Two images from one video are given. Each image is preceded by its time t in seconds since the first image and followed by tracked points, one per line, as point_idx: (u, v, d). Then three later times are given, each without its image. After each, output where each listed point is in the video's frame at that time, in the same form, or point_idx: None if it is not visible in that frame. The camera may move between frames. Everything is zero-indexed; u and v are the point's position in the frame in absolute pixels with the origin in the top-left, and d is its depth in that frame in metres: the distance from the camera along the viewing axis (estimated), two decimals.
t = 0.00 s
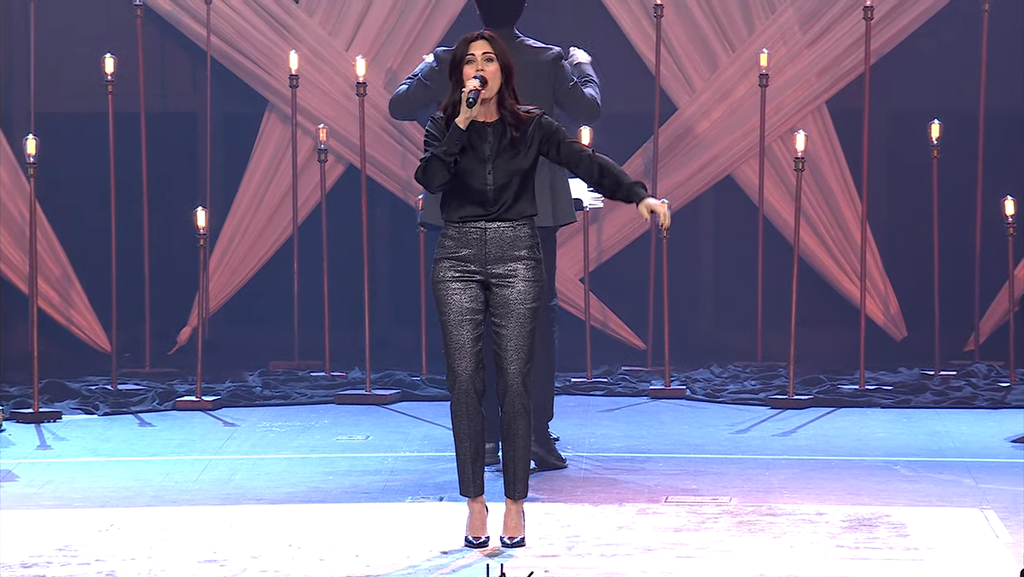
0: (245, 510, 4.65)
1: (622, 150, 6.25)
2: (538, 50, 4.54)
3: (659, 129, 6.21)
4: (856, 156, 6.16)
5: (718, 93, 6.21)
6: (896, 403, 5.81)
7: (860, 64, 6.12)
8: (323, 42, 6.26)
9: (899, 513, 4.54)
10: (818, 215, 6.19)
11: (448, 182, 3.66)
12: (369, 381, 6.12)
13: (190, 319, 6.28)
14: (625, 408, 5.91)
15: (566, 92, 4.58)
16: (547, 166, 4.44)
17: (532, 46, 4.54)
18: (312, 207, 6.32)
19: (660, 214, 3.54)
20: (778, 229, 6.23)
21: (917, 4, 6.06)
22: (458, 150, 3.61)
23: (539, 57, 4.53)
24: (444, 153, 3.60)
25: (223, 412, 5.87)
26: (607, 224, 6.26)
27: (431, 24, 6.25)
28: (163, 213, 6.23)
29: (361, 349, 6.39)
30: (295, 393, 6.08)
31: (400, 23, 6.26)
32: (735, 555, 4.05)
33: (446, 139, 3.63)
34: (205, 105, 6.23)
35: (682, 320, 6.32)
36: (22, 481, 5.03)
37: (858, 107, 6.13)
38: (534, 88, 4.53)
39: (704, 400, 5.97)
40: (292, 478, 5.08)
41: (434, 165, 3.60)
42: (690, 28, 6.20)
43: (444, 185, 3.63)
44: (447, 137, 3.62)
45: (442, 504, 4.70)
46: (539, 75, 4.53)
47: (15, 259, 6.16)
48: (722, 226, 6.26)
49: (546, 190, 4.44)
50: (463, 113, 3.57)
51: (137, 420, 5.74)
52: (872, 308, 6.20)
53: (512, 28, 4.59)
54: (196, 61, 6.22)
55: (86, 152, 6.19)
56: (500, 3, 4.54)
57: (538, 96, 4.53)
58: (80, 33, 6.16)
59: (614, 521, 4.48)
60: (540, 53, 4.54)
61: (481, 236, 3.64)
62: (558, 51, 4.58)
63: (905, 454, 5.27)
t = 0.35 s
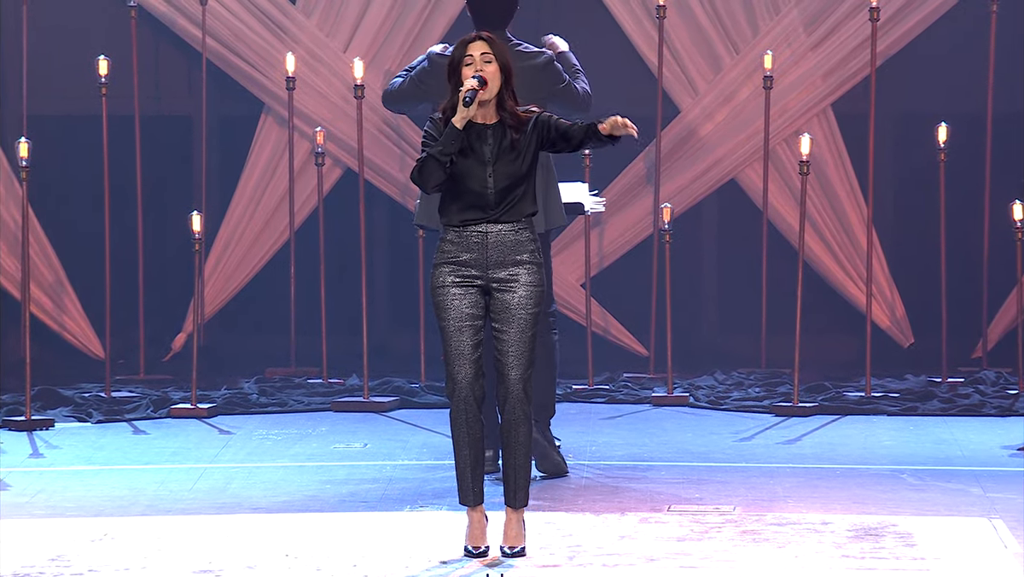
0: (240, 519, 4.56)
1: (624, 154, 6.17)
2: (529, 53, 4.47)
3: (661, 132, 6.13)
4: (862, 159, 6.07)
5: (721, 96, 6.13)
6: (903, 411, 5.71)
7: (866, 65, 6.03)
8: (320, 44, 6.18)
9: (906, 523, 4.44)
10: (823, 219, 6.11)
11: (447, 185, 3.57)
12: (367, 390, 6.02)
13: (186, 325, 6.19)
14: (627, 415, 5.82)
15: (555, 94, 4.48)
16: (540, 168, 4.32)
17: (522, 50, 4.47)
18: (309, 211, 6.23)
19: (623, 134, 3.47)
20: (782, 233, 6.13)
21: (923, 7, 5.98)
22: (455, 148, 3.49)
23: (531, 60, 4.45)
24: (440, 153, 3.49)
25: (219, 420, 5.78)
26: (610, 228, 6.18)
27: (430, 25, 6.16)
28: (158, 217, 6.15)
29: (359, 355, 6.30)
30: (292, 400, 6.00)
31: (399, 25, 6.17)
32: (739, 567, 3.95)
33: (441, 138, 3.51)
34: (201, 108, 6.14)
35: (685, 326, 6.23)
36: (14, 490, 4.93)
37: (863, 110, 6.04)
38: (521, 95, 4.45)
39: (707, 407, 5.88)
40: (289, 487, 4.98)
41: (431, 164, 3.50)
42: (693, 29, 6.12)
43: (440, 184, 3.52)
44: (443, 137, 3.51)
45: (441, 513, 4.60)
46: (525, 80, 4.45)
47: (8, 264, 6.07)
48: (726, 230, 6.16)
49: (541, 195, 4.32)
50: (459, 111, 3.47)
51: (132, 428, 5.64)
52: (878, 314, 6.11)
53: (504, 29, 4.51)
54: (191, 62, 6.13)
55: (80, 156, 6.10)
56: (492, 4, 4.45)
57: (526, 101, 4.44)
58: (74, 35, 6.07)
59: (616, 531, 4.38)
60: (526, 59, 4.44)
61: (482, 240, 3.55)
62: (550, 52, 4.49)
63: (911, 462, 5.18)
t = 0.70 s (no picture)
0: (237, 529, 4.46)
1: (627, 159, 6.08)
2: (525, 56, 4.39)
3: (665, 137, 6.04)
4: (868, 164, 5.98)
5: (726, 100, 6.03)
6: (911, 420, 5.62)
7: (873, 69, 5.95)
8: (318, 47, 6.09)
9: (913, 534, 4.35)
10: (829, 224, 6.01)
11: (447, 186, 3.49)
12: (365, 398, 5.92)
13: (182, 333, 6.11)
14: (630, 424, 5.73)
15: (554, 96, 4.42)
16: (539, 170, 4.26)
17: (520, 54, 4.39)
18: (307, 217, 6.14)
19: (604, 84, 3.42)
20: (787, 239, 6.05)
21: (930, 9, 5.89)
22: (456, 150, 3.41)
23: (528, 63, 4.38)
24: (441, 154, 3.41)
25: (215, 429, 5.69)
26: (612, 234, 6.10)
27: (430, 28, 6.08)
28: (154, 223, 6.07)
29: (358, 363, 6.21)
30: (289, 409, 5.90)
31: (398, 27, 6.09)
32: None
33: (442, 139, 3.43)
34: (197, 112, 6.06)
35: (688, 333, 6.14)
36: (7, 501, 4.84)
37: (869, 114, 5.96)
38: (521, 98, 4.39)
39: (711, 416, 5.79)
40: (286, 497, 4.89)
41: (430, 165, 3.41)
42: (696, 32, 6.03)
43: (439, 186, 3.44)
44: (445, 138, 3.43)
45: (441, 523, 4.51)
46: (524, 84, 4.38)
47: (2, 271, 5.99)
48: (731, 236, 6.08)
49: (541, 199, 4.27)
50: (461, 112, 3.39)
51: (126, 438, 5.56)
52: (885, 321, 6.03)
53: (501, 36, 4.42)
54: (187, 66, 6.05)
55: (75, 161, 6.02)
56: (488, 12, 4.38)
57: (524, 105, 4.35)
58: (68, 39, 5.99)
59: (619, 543, 4.28)
60: (522, 62, 4.38)
61: (484, 245, 3.46)
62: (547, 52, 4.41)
63: (919, 472, 5.08)
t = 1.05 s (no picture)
0: (233, 538, 4.37)
1: (629, 162, 5.99)
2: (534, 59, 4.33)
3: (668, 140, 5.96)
4: (874, 166, 5.90)
5: (729, 103, 5.96)
6: (918, 427, 5.54)
7: (879, 71, 5.87)
8: (315, 49, 6.00)
9: (921, 543, 4.25)
10: (835, 228, 5.93)
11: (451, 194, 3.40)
12: (363, 404, 5.85)
13: (177, 339, 6.02)
14: (632, 431, 5.65)
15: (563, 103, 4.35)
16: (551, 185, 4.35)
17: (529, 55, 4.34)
18: (304, 221, 6.06)
19: (574, 64, 3.31)
20: (792, 243, 5.98)
21: (937, 9, 5.81)
22: (457, 158, 3.33)
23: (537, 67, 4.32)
24: (442, 163, 3.32)
25: (211, 436, 5.61)
26: (614, 239, 6.02)
27: (429, 29, 5.99)
28: (149, 227, 5.99)
29: (355, 370, 6.13)
30: (286, 415, 5.82)
31: (397, 28, 6.01)
32: None
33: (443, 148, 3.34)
34: (193, 114, 5.98)
35: (692, 339, 6.06)
36: None
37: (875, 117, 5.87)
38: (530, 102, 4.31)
39: (715, 422, 5.71)
40: (283, 505, 4.79)
41: (431, 174, 3.33)
42: (699, 33, 5.95)
43: (439, 195, 3.36)
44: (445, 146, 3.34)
45: (440, 532, 4.41)
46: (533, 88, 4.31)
47: None
48: (735, 240, 6.00)
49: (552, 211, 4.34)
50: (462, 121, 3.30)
51: (121, 445, 5.47)
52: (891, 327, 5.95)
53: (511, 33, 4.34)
54: (183, 68, 5.97)
55: (69, 164, 5.94)
56: (497, 9, 4.29)
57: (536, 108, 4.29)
58: (61, 40, 5.91)
59: (620, 552, 4.19)
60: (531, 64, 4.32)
61: (487, 249, 3.37)
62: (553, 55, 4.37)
63: (925, 480, 4.99)
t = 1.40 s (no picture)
0: (229, 547, 4.28)
1: (631, 164, 5.91)
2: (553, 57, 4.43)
3: (671, 142, 5.88)
4: (880, 169, 5.82)
5: (733, 104, 5.88)
6: (925, 434, 5.46)
7: (885, 72, 5.78)
8: (313, 49, 5.92)
9: (929, 552, 4.16)
10: (840, 231, 5.85)
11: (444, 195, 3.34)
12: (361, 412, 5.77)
13: (172, 345, 5.94)
14: (635, 438, 5.57)
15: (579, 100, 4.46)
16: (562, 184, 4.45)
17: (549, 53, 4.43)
18: (301, 226, 5.98)
19: (566, 73, 3.28)
20: (796, 247, 5.88)
21: (945, 9, 5.73)
22: (446, 160, 3.25)
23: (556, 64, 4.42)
24: (431, 164, 3.25)
25: (206, 443, 5.52)
26: (615, 243, 5.94)
27: (429, 29, 5.92)
28: (144, 231, 5.90)
29: (353, 376, 6.04)
30: (283, 423, 5.74)
31: (397, 28, 5.93)
32: None
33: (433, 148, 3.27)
34: (189, 116, 5.89)
35: (695, 345, 5.98)
36: None
37: (881, 119, 5.79)
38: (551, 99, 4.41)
39: (719, 430, 5.63)
40: (281, 514, 4.70)
41: (419, 174, 3.27)
42: (703, 34, 5.87)
43: (428, 196, 3.29)
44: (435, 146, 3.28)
45: (440, 541, 4.32)
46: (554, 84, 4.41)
47: None
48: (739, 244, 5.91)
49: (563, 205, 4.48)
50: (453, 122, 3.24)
51: (115, 453, 5.38)
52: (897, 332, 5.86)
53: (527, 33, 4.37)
54: (178, 69, 5.89)
55: (62, 168, 5.86)
56: (511, 6, 4.31)
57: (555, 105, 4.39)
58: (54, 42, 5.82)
59: (623, 561, 4.10)
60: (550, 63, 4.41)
61: (482, 253, 3.28)
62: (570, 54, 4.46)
63: (933, 488, 4.90)
